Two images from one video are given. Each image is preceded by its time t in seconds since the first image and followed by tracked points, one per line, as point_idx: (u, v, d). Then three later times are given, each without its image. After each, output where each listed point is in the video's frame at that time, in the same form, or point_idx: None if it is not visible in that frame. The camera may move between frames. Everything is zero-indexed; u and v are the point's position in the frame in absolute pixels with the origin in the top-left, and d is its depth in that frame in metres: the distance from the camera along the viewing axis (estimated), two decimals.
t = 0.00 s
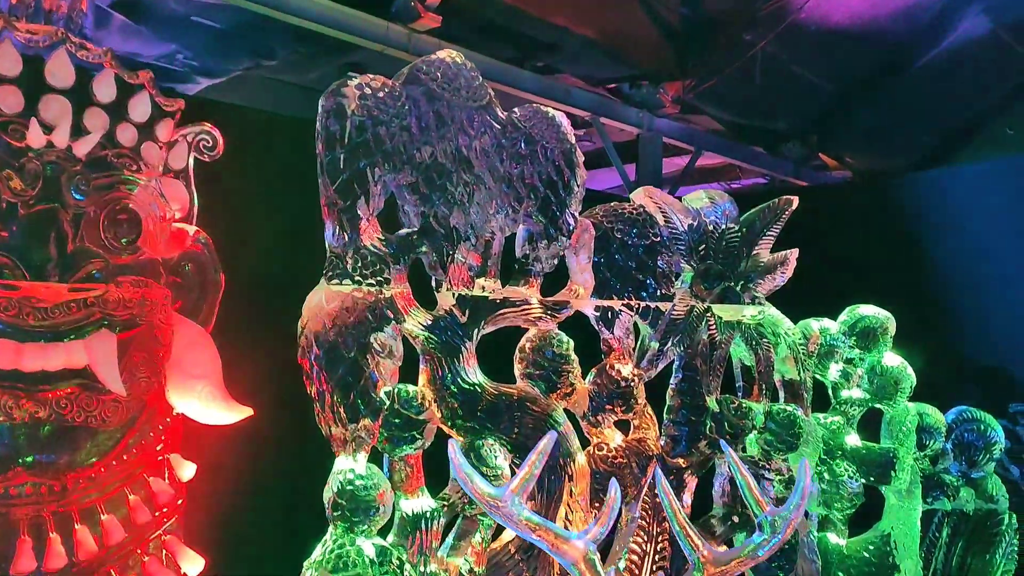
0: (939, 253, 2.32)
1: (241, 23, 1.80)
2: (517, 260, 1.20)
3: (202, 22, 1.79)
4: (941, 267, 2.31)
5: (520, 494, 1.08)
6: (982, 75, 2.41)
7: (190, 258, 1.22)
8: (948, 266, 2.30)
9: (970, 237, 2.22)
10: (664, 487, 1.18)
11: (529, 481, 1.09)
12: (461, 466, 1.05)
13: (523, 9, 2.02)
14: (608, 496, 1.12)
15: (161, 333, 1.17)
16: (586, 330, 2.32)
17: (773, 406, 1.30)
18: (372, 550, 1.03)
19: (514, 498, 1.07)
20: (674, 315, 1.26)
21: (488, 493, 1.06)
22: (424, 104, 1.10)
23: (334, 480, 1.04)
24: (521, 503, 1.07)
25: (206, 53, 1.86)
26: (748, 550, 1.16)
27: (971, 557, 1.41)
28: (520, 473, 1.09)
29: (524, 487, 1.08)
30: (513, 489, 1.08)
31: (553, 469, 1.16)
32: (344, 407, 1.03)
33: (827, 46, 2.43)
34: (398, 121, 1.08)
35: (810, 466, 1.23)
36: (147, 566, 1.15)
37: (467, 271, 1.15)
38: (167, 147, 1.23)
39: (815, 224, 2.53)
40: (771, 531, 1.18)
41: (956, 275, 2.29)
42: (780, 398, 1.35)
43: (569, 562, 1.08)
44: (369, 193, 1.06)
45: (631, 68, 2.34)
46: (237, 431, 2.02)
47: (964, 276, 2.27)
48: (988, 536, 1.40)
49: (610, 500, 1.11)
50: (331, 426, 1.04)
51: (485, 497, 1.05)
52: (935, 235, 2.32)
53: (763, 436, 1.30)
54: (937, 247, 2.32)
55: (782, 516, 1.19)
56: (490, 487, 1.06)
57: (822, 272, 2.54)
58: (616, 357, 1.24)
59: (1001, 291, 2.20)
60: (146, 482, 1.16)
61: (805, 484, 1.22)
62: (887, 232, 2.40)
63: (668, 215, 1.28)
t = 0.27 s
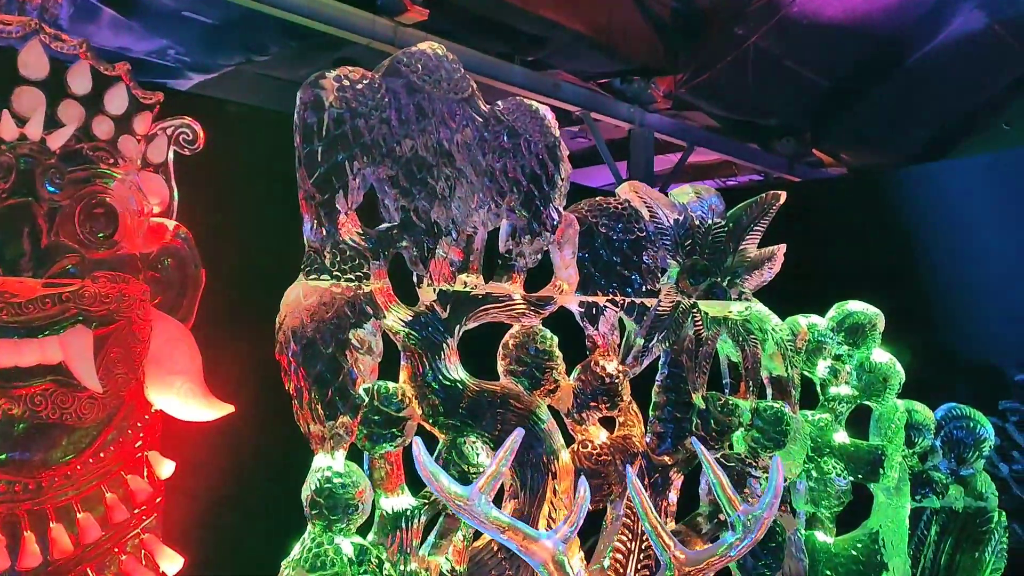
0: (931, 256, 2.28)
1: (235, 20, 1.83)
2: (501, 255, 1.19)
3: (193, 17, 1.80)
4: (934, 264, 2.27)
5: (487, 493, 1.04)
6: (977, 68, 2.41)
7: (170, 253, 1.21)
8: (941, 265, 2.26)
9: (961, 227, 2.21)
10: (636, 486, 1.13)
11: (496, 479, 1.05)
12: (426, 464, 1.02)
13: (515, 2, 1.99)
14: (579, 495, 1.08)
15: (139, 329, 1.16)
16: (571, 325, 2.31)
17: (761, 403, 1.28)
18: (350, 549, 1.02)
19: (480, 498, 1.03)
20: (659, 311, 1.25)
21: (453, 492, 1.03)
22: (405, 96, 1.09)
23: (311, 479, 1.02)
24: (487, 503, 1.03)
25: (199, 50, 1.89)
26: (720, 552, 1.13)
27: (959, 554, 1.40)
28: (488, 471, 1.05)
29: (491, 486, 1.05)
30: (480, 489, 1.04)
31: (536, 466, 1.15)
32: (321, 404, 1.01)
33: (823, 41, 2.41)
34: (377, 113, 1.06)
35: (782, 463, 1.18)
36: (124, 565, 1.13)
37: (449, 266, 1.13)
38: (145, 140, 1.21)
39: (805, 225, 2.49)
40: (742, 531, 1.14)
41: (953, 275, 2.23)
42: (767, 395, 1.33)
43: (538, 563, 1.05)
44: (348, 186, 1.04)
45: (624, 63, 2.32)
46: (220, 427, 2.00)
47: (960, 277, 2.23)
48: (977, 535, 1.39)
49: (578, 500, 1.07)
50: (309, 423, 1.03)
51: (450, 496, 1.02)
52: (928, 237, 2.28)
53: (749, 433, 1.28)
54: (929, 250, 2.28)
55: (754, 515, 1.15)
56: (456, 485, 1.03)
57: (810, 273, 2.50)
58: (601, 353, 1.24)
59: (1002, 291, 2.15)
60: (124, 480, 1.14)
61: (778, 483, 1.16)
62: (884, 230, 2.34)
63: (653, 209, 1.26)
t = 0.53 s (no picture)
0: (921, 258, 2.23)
1: (226, 18, 1.86)
2: (483, 253, 1.17)
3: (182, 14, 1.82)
4: (925, 261, 2.22)
5: (454, 497, 1.02)
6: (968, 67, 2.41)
7: (147, 251, 1.18)
8: (934, 267, 2.21)
9: (953, 225, 2.20)
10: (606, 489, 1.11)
11: (464, 483, 1.03)
12: (392, 468, 0.98)
13: None
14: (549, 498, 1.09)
15: (115, 328, 1.14)
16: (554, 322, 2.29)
17: (748, 403, 1.26)
18: (327, 552, 1.00)
19: (448, 503, 1.01)
20: (645, 310, 1.23)
21: (419, 496, 1.00)
22: (384, 92, 1.07)
23: (288, 480, 1.00)
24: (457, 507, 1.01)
25: (187, 48, 1.90)
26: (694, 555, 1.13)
27: (948, 555, 1.38)
28: (455, 475, 1.03)
29: (458, 489, 1.03)
30: (448, 493, 1.02)
31: (519, 467, 1.13)
32: (298, 405, 0.99)
33: (814, 39, 2.40)
34: (355, 109, 1.04)
35: (758, 467, 1.19)
36: (99, 568, 1.11)
37: (430, 264, 1.11)
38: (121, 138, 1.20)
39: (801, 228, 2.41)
40: (716, 536, 1.14)
41: (945, 276, 2.20)
42: (754, 395, 1.32)
43: (506, 568, 1.05)
44: (325, 183, 1.02)
45: (613, 61, 2.31)
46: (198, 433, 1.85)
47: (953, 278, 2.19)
48: (966, 535, 1.37)
49: (549, 503, 1.08)
50: (285, 425, 1.00)
51: (418, 501, 0.99)
52: (920, 240, 2.23)
53: (736, 433, 1.27)
54: (919, 251, 2.23)
55: (728, 519, 1.15)
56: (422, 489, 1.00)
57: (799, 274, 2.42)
58: (585, 353, 1.22)
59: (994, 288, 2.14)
60: (99, 482, 1.13)
61: (753, 487, 1.17)
62: (874, 231, 2.29)
63: (638, 206, 1.25)
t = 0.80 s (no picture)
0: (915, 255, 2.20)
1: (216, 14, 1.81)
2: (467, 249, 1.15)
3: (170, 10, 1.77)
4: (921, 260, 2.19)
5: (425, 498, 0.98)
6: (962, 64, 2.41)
7: (123, 247, 1.15)
8: (927, 265, 2.18)
9: (949, 222, 2.16)
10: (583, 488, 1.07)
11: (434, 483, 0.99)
12: (356, 468, 0.95)
13: None
14: (521, 500, 1.04)
15: (88, 325, 1.12)
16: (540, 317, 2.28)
17: (739, 402, 1.24)
18: (305, 555, 0.98)
19: (418, 503, 0.98)
20: (632, 306, 1.21)
21: (387, 496, 0.96)
22: (364, 83, 1.04)
23: (265, 481, 0.97)
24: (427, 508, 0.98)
25: (176, 44, 1.86)
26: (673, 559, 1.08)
27: (941, 556, 1.36)
28: (425, 475, 0.99)
29: (428, 490, 0.99)
30: (417, 493, 0.98)
31: (504, 467, 1.10)
32: (274, 404, 0.96)
33: (808, 35, 2.37)
34: (334, 99, 1.01)
35: (739, 466, 1.12)
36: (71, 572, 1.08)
37: (411, 260, 1.09)
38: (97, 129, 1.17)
39: (793, 223, 2.39)
40: (696, 538, 1.08)
41: (940, 273, 2.16)
42: (745, 393, 1.29)
43: (478, 572, 1.00)
44: (303, 176, 0.99)
45: (604, 56, 2.29)
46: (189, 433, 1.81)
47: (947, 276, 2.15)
48: (959, 535, 1.35)
49: (522, 505, 1.03)
50: (261, 424, 0.97)
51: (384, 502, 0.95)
52: (913, 237, 2.20)
53: (725, 432, 1.25)
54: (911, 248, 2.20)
55: (709, 520, 1.09)
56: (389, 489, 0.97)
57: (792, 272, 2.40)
58: (572, 350, 1.20)
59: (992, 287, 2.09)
60: (71, 483, 1.10)
61: (733, 485, 1.11)
62: (867, 228, 2.27)
63: (626, 201, 1.23)
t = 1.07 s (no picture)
0: (912, 253, 2.16)
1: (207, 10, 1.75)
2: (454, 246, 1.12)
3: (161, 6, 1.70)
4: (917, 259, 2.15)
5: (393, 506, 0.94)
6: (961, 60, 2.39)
7: (100, 244, 1.14)
8: (925, 263, 2.13)
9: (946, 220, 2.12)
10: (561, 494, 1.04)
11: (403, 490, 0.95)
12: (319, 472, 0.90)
13: None
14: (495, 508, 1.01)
15: (63, 326, 1.08)
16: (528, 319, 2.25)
17: (732, 404, 1.21)
18: (283, 562, 0.94)
19: (387, 512, 0.93)
20: (623, 305, 1.17)
21: (354, 505, 0.92)
22: (345, 75, 1.01)
23: (241, 486, 0.93)
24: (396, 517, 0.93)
25: (167, 42, 1.80)
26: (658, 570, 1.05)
27: (940, 561, 1.33)
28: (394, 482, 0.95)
29: (397, 496, 0.95)
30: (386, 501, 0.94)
31: (491, 471, 1.07)
32: (251, 407, 0.92)
33: (804, 32, 2.35)
34: (314, 92, 0.98)
35: (725, 472, 1.11)
36: None
37: (395, 258, 1.05)
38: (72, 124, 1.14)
39: (790, 220, 2.36)
40: (681, 548, 1.06)
41: (937, 272, 2.12)
42: (739, 394, 1.26)
43: None
44: (282, 171, 0.95)
45: (598, 53, 2.26)
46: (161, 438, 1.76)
47: (945, 275, 2.11)
48: (958, 540, 1.32)
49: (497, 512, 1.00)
50: (239, 426, 0.94)
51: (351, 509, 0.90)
52: (910, 235, 2.16)
53: (719, 435, 1.22)
54: (908, 245, 2.16)
55: (694, 530, 1.07)
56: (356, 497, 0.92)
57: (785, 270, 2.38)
58: (562, 351, 1.17)
59: (991, 286, 2.05)
60: (45, 488, 1.06)
61: (719, 495, 1.09)
62: (863, 228, 2.22)
63: (617, 198, 1.20)
